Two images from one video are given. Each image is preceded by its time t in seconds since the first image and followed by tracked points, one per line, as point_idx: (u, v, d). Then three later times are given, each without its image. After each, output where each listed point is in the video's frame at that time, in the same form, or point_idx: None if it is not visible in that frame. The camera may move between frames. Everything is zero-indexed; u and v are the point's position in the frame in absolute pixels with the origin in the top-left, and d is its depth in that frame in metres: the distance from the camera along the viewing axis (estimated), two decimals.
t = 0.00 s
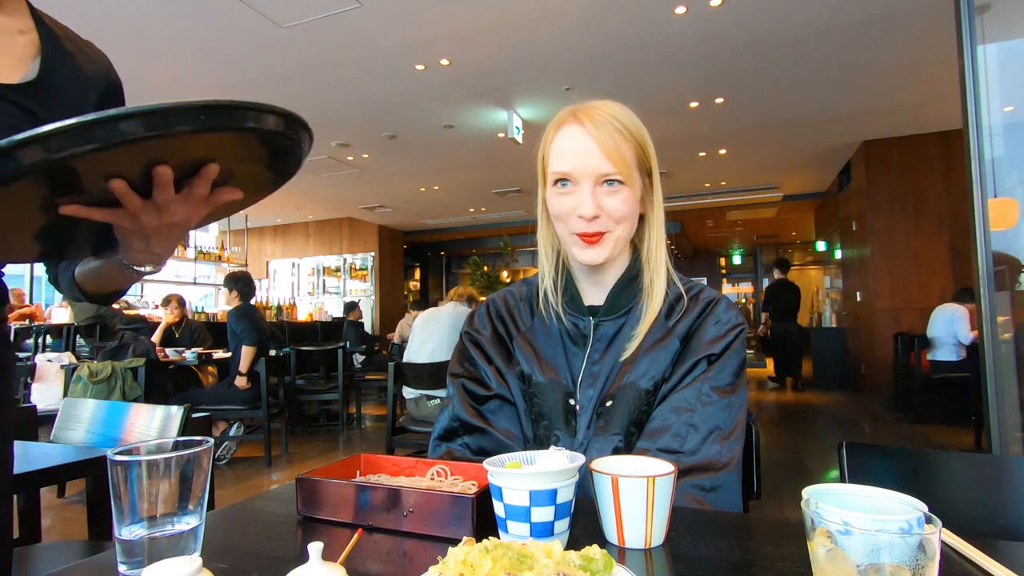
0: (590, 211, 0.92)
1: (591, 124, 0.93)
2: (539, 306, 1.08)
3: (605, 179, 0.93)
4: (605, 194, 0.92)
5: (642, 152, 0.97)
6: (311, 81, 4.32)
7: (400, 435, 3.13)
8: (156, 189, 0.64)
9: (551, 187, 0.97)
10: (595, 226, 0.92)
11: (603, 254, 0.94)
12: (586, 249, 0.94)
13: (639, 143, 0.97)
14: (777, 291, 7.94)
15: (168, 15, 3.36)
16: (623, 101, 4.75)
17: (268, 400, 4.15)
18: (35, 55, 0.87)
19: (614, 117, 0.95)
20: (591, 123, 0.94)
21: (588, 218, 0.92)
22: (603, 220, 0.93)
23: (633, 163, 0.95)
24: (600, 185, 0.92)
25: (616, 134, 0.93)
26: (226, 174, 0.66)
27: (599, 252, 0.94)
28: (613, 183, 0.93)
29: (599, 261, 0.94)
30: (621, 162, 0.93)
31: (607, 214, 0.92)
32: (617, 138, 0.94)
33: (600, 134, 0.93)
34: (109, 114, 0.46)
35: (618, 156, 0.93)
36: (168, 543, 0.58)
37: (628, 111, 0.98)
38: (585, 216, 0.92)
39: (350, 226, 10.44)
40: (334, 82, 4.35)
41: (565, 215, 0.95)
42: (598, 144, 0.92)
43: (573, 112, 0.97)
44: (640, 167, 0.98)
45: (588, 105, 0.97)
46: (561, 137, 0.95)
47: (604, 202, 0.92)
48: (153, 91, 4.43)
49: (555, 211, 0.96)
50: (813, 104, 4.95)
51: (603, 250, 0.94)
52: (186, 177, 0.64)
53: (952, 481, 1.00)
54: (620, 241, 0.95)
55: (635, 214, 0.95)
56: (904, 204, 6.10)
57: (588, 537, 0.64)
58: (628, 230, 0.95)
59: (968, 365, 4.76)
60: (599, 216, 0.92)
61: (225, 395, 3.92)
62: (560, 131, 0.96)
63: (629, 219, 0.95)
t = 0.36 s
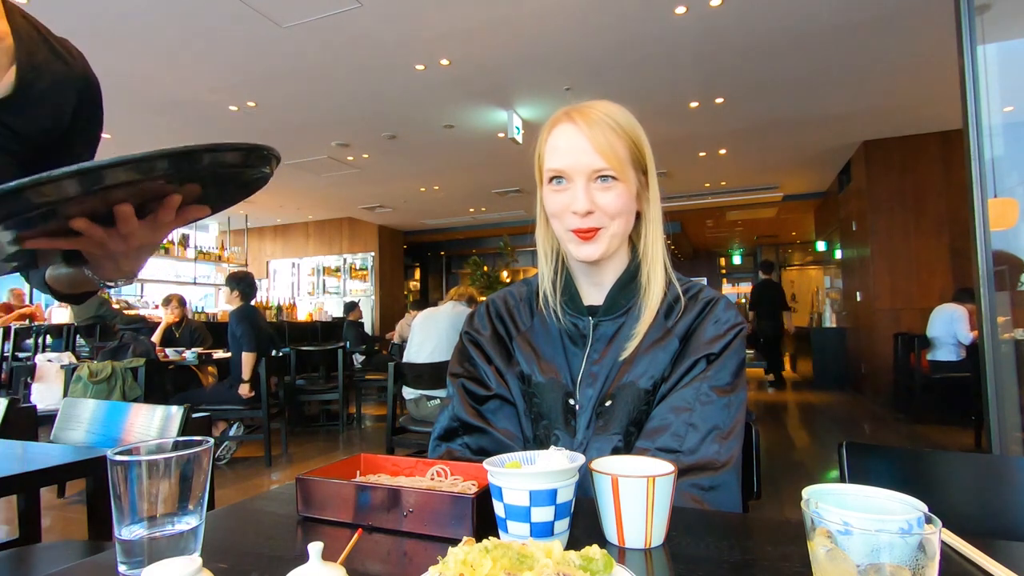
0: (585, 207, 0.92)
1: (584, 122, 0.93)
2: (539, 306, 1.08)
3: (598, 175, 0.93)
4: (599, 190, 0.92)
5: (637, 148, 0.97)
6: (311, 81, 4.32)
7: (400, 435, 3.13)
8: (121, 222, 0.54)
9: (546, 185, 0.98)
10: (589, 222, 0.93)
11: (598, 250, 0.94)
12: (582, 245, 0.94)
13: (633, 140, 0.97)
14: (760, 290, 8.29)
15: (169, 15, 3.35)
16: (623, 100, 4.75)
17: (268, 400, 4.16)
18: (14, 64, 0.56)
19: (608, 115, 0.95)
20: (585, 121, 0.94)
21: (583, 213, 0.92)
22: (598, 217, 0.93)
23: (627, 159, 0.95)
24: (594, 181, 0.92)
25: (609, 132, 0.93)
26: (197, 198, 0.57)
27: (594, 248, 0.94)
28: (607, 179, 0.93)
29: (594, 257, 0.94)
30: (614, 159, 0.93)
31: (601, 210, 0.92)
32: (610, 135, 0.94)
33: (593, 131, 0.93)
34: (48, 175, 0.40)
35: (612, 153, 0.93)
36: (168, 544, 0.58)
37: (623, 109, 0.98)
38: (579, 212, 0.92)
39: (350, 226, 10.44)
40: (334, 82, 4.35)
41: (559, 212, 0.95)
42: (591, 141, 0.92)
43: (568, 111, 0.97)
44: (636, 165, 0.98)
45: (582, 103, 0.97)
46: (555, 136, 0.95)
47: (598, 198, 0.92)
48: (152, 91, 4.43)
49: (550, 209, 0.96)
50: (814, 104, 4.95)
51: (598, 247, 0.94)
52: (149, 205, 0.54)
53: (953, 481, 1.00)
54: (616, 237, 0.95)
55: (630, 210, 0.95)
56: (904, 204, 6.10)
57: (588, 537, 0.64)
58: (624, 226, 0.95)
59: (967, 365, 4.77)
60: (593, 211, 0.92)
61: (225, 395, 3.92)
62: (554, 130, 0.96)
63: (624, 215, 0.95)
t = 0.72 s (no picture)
0: (580, 207, 0.92)
1: (580, 121, 0.93)
2: (538, 306, 1.08)
3: (594, 174, 0.93)
4: (595, 190, 0.93)
5: (633, 147, 0.97)
6: (311, 81, 4.32)
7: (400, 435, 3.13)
8: (60, 95, 0.60)
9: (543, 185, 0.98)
10: (585, 221, 0.93)
11: (595, 249, 0.94)
12: (578, 244, 0.94)
13: (629, 139, 0.97)
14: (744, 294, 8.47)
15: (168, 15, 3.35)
16: (622, 100, 4.75)
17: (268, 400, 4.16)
18: None
19: (604, 115, 0.95)
20: (580, 121, 0.94)
21: (579, 213, 0.92)
22: (593, 216, 0.93)
23: (622, 158, 0.95)
24: (589, 180, 0.93)
25: (605, 131, 0.93)
26: (124, 68, 0.63)
27: (590, 247, 0.94)
28: (602, 178, 0.93)
29: (590, 257, 0.94)
30: (610, 159, 0.93)
31: (597, 209, 0.93)
32: (605, 134, 0.94)
33: (588, 131, 0.93)
34: None
35: (608, 151, 0.93)
36: (168, 544, 0.58)
37: (620, 109, 0.98)
38: (575, 212, 0.93)
39: (350, 226, 10.44)
40: (334, 82, 4.34)
41: (556, 212, 0.95)
42: (585, 140, 0.92)
43: (563, 112, 0.97)
44: (633, 164, 0.98)
45: (577, 104, 0.97)
46: (551, 136, 0.95)
47: (594, 197, 0.92)
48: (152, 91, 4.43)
49: (547, 209, 0.97)
50: (814, 104, 4.95)
51: (594, 246, 0.94)
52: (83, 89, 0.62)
53: (954, 483, 1.00)
54: (612, 236, 0.95)
55: (626, 209, 0.95)
56: (904, 204, 6.09)
57: (588, 537, 0.64)
58: (621, 225, 0.95)
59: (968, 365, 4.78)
60: (589, 210, 0.92)
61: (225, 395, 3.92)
62: (549, 131, 0.97)
63: (621, 214, 0.95)
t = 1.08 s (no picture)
0: (586, 215, 0.92)
1: (582, 126, 0.93)
2: (537, 304, 1.08)
3: (598, 181, 0.93)
4: (600, 197, 0.93)
5: (636, 148, 0.97)
6: (310, 81, 4.32)
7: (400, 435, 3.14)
8: (71, 132, 0.61)
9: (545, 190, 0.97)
10: (590, 229, 0.93)
11: (600, 256, 0.94)
12: (583, 252, 0.95)
13: (632, 142, 0.97)
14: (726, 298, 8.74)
15: (168, 15, 3.36)
16: (622, 100, 4.75)
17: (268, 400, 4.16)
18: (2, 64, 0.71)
19: (606, 119, 0.94)
20: (582, 126, 0.93)
21: (584, 221, 0.93)
22: (599, 223, 0.93)
23: (626, 162, 0.94)
24: (594, 187, 0.92)
25: (608, 136, 0.93)
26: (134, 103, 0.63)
27: (595, 254, 0.95)
28: (607, 184, 0.93)
29: (595, 263, 0.95)
30: (614, 164, 0.92)
31: (602, 216, 0.93)
32: (608, 139, 0.93)
33: (591, 136, 0.92)
34: None
35: (612, 157, 0.92)
36: (168, 544, 0.58)
37: (621, 111, 0.98)
38: (581, 219, 0.93)
39: (350, 226, 10.44)
40: (333, 82, 4.34)
41: (560, 219, 0.95)
42: (589, 146, 0.91)
43: (565, 115, 0.96)
44: (635, 167, 0.97)
45: (578, 106, 0.97)
46: (553, 141, 0.94)
47: (599, 204, 0.92)
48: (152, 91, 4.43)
49: (550, 214, 0.97)
50: (813, 104, 4.95)
51: (599, 253, 0.95)
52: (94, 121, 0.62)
53: (955, 483, 1.00)
54: (616, 241, 0.95)
55: (630, 213, 0.95)
56: (904, 204, 6.10)
57: (587, 537, 0.64)
58: (624, 229, 0.96)
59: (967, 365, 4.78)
60: (594, 218, 0.93)
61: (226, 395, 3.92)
62: (552, 134, 0.96)
63: (625, 219, 0.95)
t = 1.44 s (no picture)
0: (590, 224, 0.92)
1: (585, 132, 0.92)
2: (536, 305, 1.07)
3: (602, 190, 0.92)
4: (603, 206, 0.92)
5: (639, 153, 0.96)
6: (310, 81, 4.32)
7: (400, 435, 3.14)
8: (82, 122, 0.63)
9: (546, 196, 0.96)
10: (593, 238, 0.93)
11: (603, 264, 0.94)
12: (585, 260, 0.95)
13: (635, 146, 0.96)
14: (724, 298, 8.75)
15: (169, 15, 3.36)
16: (622, 100, 4.75)
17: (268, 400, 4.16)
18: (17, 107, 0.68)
19: (609, 124, 0.93)
20: (585, 131, 0.92)
21: (588, 230, 0.93)
22: (602, 232, 0.93)
23: (630, 169, 0.94)
24: (597, 195, 0.92)
25: (612, 142, 0.92)
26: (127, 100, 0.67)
27: (598, 262, 0.95)
28: (611, 193, 0.92)
29: (597, 272, 0.95)
30: (617, 171, 0.91)
31: (606, 224, 0.93)
32: (612, 145, 0.92)
33: (594, 142, 0.91)
34: None
35: (616, 165, 0.92)
36: (168, 543, 0.58)
37: (624, 114, 0.96)
38: (584, 228, 0.92)
39: (350, 226, 10.44)
40: (333, 82, 4.34)
41: (563, 226, 0.95)
42: (594, 153, 0.90)
43: (566, 120, 0.95)
44: (637, 172, 0.97)
45: (582, 111, 0.95)
46: (556, 147, 0.93)
47: (603, 213, 0.92)
48: (152, 91, 4.43)
49: (551, 220, 0.96)
50: (813, 104, 4.95)
51: (602, 260, 0.95)
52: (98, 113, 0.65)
53: (956, 483, 1.00)
54: (619, 249, 0.95)
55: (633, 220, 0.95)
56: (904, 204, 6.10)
57: (587, 536, 0.64)
58: (626, 237, 0.96)
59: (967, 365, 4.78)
60: (598, 227, 0.93)
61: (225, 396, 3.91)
62: (554, 140, 0.94)
63: (628, 227, 0.95)
